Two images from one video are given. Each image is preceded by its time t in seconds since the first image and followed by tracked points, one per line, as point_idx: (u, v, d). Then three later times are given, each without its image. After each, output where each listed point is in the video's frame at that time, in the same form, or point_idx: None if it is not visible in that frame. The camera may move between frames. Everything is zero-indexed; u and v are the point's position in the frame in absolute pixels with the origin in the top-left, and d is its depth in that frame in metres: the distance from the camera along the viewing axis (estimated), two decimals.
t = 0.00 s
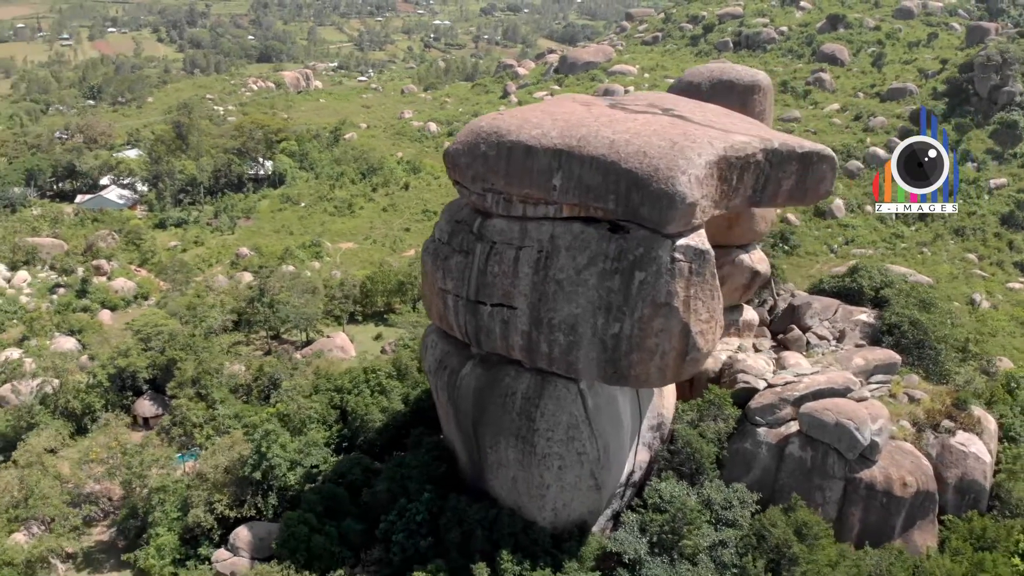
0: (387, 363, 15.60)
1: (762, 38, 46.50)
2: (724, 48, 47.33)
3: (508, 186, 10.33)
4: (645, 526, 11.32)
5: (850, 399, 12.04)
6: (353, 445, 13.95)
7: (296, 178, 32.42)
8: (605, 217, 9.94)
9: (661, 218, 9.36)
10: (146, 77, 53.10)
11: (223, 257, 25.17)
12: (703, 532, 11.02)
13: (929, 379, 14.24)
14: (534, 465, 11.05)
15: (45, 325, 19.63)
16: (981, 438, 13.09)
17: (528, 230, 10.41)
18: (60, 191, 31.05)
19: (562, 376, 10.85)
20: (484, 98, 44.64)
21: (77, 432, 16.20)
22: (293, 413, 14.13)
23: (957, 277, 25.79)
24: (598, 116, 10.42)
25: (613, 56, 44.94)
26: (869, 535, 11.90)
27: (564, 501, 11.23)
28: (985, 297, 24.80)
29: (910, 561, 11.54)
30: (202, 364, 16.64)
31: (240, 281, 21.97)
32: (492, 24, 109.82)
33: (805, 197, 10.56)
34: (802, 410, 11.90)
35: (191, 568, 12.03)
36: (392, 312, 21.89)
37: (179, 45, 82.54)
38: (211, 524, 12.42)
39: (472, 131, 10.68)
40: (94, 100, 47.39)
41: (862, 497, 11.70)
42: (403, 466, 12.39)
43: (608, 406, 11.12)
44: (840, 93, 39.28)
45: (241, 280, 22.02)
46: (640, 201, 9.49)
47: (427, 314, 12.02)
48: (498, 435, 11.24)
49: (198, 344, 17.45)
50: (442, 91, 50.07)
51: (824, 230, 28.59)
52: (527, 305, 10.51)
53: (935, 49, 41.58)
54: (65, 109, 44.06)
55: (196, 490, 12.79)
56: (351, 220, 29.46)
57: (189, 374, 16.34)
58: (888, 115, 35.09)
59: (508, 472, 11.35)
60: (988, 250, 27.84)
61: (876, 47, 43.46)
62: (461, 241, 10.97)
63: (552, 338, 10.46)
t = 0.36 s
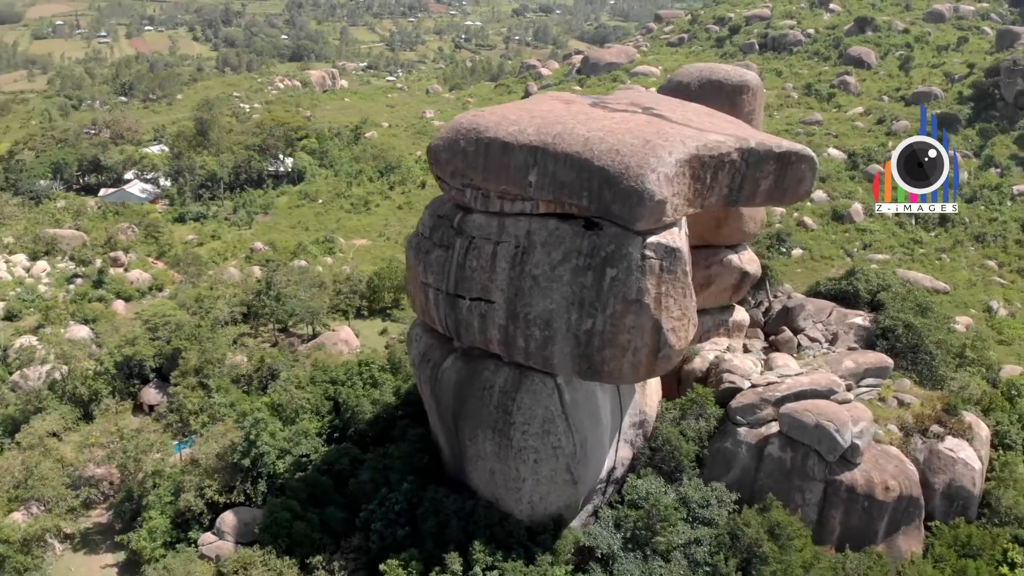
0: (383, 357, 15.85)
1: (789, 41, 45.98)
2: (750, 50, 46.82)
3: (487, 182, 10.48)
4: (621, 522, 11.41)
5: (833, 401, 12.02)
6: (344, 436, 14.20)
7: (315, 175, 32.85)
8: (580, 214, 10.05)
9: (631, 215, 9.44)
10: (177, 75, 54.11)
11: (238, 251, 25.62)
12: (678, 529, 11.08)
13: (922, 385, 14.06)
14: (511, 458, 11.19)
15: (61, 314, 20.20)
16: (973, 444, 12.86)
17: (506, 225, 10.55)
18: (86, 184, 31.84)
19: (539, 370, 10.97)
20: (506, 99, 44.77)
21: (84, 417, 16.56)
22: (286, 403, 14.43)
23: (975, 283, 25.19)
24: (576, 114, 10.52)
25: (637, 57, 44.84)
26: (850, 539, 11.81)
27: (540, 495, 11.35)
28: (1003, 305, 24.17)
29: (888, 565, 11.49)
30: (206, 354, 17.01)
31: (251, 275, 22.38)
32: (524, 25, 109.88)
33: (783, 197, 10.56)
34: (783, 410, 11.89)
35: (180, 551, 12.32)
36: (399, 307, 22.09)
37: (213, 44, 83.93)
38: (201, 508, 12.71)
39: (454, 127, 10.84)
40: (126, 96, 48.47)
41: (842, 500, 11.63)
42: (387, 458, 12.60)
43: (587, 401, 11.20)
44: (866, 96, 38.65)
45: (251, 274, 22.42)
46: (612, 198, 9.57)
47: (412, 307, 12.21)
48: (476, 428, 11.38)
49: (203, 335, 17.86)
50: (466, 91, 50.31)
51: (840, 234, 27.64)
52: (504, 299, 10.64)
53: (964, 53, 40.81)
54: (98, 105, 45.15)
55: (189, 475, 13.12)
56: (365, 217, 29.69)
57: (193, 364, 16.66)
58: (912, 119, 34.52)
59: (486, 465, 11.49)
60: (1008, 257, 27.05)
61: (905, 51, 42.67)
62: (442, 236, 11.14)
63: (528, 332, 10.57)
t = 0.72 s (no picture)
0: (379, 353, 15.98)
1: (803, 42, 45.69)
2: (764, 51, 46.57)
3: (475, 180, 10.57)
4: (607, 519, 11.48)
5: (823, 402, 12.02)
6: (339, 430, 14.33)
7: (325, 174, 33.06)
8: (566, 212, 10.11)
9: (615, 213, 9.49)
10: (194, 73, 54.65)
11: (245, 248, 25.86)
12: (663, 528, 11.12)
13: (918, 387, 14.09)
14: (498, 454, 11.28)
15: (69, 308, 20.50)
16: (967, 447, 12.76)
17: (493, 223, 10.62)
18: (99, 181, 32.40)
19: (526, 367, 11.04)
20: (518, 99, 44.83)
21: (87, 410, 16.81)
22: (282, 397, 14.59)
23: (985, 286, 24.82)
24: (565, 113, 10.59)
25: (649, 58, 44.79)
26: (840, 540, 11.77)
27: (527, 491, 11.43)
28: (1013, 310, 23.65)
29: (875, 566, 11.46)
30: (207, 349, 17.21)
31: (256, 272, 22.59)
32: (540, 26, 109.84)
33: (770, 196, 10.58)
34: (772, 410, 11.90)
35: (174, 541, 12.49)
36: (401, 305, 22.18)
37: (232, 43, 84.68)
38: (196, 500, 12.90)
39: (444, 125, 10.93)
40: (142, 94, 49.02)
41: (830, 501, 11.62)
42: (378, 453, 12.72)
43: (574, 399, 11.27)
44: (879, 98, 38.29)
45: (257, 271, 22.64)
46: (597, 197, 9.62)
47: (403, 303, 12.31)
48: (465, 423, 11.48)
49: (205, 330, 18.08)
50: (479, 91, 50.41)
51: (849, 237, 27.23)
52: (491, 296, 10.71)
53: (980, 56, 40.37)
54: (115, 103, 45.72)
55: (185, 468, 13.31)
56: (373, 215, 29.80)
57: (195, 358, 16.85)
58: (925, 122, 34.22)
59: (474, 460, 11.59)
60: (1019, 261, 26.43)
61: (920, 53, 42.28)
62: (432, 233, 11.23)
63: (515, 329, 10.64)
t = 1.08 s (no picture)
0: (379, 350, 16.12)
1: (819, 43, 45.38)
2: (779, 52, 46.32)
3: (466, 178, 10.67)
4: (596, 516, 11.57)
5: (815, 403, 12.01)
6: (336, 425, 14.47)
7: (337, 172, 33.29)
8: (555, 210, 10.17)
9: (602, 211, 9.54)
10: (212, 72, 55.22)
11: (255, 245, 26.13)
12: (651, 526, 11.17)
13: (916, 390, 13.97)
14: (488, 450, 11.37)
15: (79, 302, 20.82)
16: (965, 451, 12.55)
17: (484, 220, 10.71)
18: (114, 177, 32.98)
19: (516, 364, 11.11)
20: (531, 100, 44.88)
21: (92, 402, 17.08)
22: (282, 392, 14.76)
23: (996, 289, 24.49)
24: (556, 112, 10.67)
25: (663, 59, 44.73)
26: (831, 542, 11.69)
27: (517, 487, 11.51)
28: None
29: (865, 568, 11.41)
30: (211, 343, 17.42)
31: (264, 268, 22.82)
32: (558, 27, 109.80)
33: (760, 195, 10.60)
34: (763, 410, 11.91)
35: (171, 531, 12.70)
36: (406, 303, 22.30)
37: (251, 42, 85.45)
38: (194, 491, 13.10)
39: (437, 123, 11.05)
40: (160, 93, 49.57)
41: (820, 502, 11.57)
42: (372, 448, 12.86)
43: (565, 396, 11.32)
44: (894, 100, 37.94)
45: (264, 267, 22.87)
46: (584, 195, 9.68)
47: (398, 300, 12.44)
48: (456, 419, 11.58)
49: (210, 325, 18.30)
50: (493, 92, 50.53)
51: (860, 239, 26.90)
52: (481, 293, 10.79)
53: (997, 59, 39.94)
54: (133, 101, 46.30)
55: (183, 460, 13.52)
56: (382, 213, 29.93)
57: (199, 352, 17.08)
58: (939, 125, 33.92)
59: (465, 456, 11.69)
60: None
61: (936, 55, 41.88)
62: (425, 230, 11.35)
63: (505, 326, 10.71)
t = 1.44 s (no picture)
0: (379, 346, 16.27)
1: (836, 45, 45.03)
2: (795, 54, 46.02)
3: (458, 175, 10.78)
4: (586, 513, 11.63)
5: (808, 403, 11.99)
6: (334, 420, 14.61)
7: (349, 171, 33.53)
8: (544, 208, 10.25)
9: (590, 210, 9.59)
10: (231, 71, 55.78)
11: (266, 242, 26.39)
12: (639, 523, 11.23)
13: (914, 393, 13.87)
14: (478, 445, 11.47)
15: (90, 296, 21.18)
16: (961, 454, 12.44)
17: (476, 217, 10.80)
18: (130, 175, 33.48)
19: (507, 361, 11.20)
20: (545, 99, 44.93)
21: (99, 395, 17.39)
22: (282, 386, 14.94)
23: (1009, 293, 24.13)
24: (548, 111, 10.75)
25: (677, 59, 44.64)
26: (822, 543, 11.64)
27: (508, 483, 11.60)
28: None
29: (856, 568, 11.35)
30: (215, 338, 17.66)
31: (272, 265, 23.06)
32: (577, 27, 109.70)
33: (751, 195, 10.63)
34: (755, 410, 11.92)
35: (170, 522, 12.89)
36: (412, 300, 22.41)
37: (271, 42, 86.22)
38: (193, 483, 13.30)
39: (430, 121, 11.15)
40: (179, 91, 50.18)
41: (811, 503, 11.53)
42: (367, 443, 13.01)
43: (556, 393, 11.38)
44: (910, 102, 37.56)
45: (272, 264, 23.12)
46: (572, 192, 9.73)
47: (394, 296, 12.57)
48: (448, 414, 11.69)
49: (215, 320, 18.55)
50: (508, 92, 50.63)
51: (872, 241, 26.66)
52: (472, 289, 10.87)
53: (1017, 61, 39.43)
54: (153, 100, 46.93)
55: (184, 452, 13.73)
56: (392, 211, 30.06)
57: (204, 347, 17.34)
58: (955, 128, 33.55)
59: (457, 451, 11.80)
60: None
61: (954, 57, 41.43)
62: (418, 227, 11.47)
63: (496, 323, 10.77)
